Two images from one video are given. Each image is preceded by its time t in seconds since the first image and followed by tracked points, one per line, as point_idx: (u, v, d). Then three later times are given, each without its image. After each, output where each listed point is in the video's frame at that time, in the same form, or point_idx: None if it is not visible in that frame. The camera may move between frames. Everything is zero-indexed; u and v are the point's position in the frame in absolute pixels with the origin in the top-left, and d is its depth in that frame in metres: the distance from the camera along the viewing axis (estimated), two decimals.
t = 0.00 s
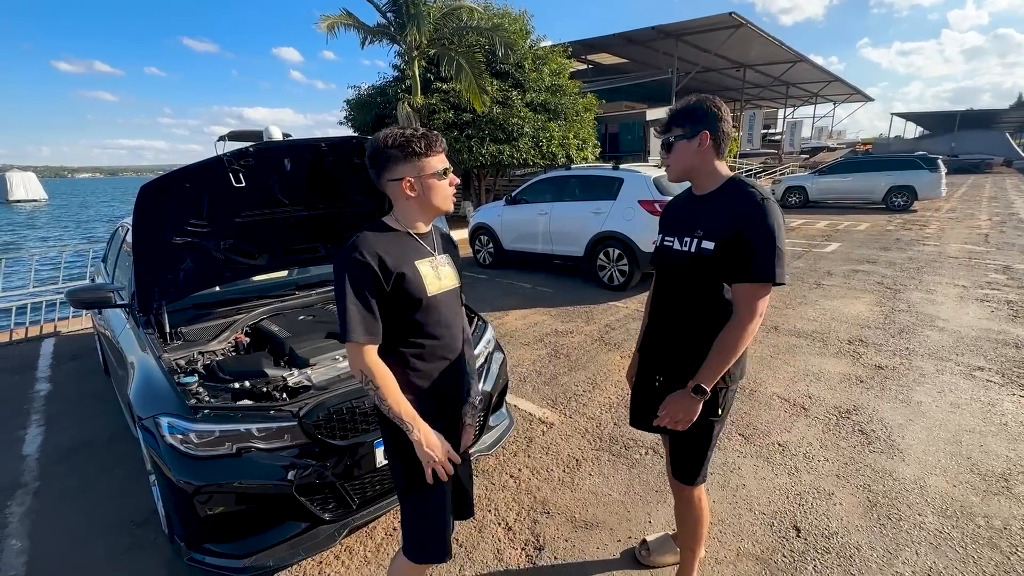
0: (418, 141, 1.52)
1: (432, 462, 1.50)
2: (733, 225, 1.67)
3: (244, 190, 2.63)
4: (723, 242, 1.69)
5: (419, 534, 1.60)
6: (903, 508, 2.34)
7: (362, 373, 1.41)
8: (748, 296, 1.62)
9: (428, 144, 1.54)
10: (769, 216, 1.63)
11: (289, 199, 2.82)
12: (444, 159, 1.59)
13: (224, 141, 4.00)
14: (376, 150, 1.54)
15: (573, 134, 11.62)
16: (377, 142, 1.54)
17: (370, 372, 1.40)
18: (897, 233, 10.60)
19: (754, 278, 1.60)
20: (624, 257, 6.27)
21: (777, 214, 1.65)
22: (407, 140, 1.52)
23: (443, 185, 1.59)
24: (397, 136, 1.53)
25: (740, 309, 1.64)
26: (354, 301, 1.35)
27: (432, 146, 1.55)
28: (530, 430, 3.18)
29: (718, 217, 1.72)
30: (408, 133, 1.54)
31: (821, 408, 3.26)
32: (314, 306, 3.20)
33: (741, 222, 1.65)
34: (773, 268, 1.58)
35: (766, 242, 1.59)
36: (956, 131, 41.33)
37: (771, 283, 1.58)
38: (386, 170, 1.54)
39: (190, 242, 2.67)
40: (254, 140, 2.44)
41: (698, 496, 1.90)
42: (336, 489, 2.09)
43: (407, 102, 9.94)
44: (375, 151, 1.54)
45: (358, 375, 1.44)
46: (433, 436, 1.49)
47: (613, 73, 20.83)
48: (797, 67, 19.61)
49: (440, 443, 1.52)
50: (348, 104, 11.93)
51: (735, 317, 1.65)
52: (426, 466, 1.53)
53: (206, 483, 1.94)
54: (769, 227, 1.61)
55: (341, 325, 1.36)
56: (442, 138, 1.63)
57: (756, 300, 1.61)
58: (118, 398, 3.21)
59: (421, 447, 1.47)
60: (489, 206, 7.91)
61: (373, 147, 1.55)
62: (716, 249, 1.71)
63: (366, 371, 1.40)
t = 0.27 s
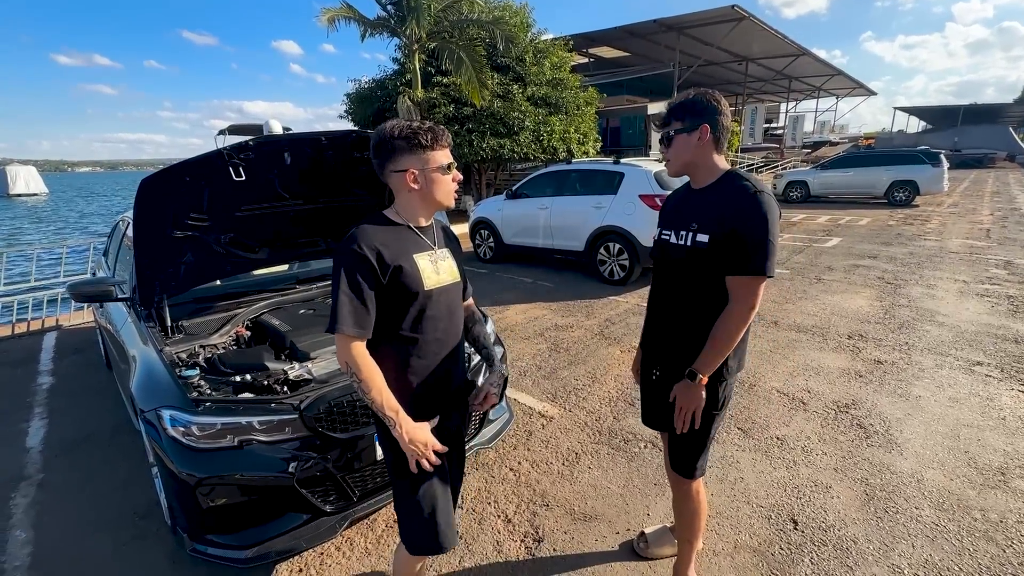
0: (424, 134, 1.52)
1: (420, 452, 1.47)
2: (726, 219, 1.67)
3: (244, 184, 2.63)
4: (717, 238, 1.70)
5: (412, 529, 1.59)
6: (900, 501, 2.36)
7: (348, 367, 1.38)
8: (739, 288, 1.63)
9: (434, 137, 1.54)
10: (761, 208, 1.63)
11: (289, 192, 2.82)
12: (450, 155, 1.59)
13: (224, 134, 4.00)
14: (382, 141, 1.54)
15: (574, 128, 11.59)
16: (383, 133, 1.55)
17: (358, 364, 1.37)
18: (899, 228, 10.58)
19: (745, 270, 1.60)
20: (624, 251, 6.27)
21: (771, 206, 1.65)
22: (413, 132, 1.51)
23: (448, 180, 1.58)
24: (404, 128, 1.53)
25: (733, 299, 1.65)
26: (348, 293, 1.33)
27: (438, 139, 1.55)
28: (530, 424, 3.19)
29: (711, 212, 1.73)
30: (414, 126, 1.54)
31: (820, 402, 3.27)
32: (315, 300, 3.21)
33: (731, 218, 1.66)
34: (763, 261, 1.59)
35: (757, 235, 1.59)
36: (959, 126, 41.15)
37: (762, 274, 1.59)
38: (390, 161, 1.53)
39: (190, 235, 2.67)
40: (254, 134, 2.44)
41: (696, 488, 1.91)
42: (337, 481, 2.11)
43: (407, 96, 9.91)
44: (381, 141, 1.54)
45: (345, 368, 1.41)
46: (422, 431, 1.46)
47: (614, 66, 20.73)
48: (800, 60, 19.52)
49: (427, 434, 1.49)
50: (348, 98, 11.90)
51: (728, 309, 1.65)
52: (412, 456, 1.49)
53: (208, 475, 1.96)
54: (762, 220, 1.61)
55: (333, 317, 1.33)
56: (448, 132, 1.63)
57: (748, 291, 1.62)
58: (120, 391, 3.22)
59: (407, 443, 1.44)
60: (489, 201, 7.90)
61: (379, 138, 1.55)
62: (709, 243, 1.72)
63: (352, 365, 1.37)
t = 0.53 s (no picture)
0: (423, 129, 1.49)
1: (404, 471, 1.45)
2: (738, 215, 1.65)
3: (244, 179, 2.63)
4: (728, 233, 1.67)
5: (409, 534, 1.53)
6: (899, 497, 2.36)
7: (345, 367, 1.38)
8: (753, 286, 1.62)
9: (433, 133, 1.51)
10: (771, 204, 1.62)
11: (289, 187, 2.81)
12: (447, 152, 1.57)
13: (224, 128, 3.99)
14: (379, 135, 1.51)
15: (576, 122, 11.54)
16: (380, 127, 1.51)
17: (353, 365, 1.36)
18: (901, 224, 10.54)
19: (759, 267, 1.59)
20: (625, 247, 6.26)
21: (779, 201, 1.64)
22: (412, 127, 1.49)
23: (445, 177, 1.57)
24: (402, 123, 1.51)
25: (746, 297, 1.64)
26: (345, 292, 1.33)
27: (437, 136, 1.52)
28: (530, 419, 3.20)
29: (721, 208, 1.70)
30: (412, 121, 1.51)
31: (820, 398, 3.27)
32: (316, 295, 3.21)
33: (743, 213, 1.64)
34: (778, 257, 1.58)
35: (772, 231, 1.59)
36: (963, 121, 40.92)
37: (775, 271, 1.59)
38: (388, 156, 1.50)
39: (190, 230, 2.67)
40: (254, 128, 2.43)
41: (695, 482, 1.91)
42: (338, 476, 2.12)
43: (408, 89, 9.87)
44: (377, 136, 1.51)
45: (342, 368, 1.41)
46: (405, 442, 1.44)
47: (616, 60, 20.62)
48: (803, 54, 19.39)
49: (416, 448, 1.47)
50: (349, 91, 11.86)
51: (741, 307, 1.64)
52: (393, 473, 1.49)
53: (210, 469, 1.97)
54: (772, 216, 1.60)
55: (331, 316, 1.33)
56: (447, 128, 1.61)
57: (761, 289, 1.61)
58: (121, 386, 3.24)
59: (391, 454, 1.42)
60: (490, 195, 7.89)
61: (376, 132, 1.52)
62: (720, 241, 1.69)
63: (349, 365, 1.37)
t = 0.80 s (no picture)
0: (414, 125, 1.44)
1: (395, 475, 1.42)
2: (748, 213, 1.64)
3: (244, 173, 2.62)
4: (738, 232, 1.66)
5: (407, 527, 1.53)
6: (897, 494, 2.37)
7: (342, 368, 1.36)
8: (763, 283, 1.63)
9: (425, 129, 1.46)
10: (776, 201, 1.63)
11: (289, 181, 2.80)
12: (439, 148, 1.50)
13: (225, 122, 3.99)
14: (369, 132, 1.46)
15: (578, 116, 11.49)
16: (371, 123, 1.47)
17: (350, 365, 1.34)
18: (903, 220, 10.51)
19: (770, 264, 1.60)
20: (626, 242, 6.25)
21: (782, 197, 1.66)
22: (403, 123, 1.44)
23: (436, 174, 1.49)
24: (393, 119, 1.45)
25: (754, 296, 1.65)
26: (341, 291, 1.30)
27: (429, 132, 1.47)
28: (530, 414, 3.20)
29: (729, 206, 1.68)
30: (404, 117, 1.46)
31: (819, 395, 3.28)
32: (316, 290, 3.21)
33: (751, 211, 1.64)
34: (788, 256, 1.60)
35: (780, 230, 1.60)
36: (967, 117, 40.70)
37: (784, 267, 1.60)
38: (378, 154, 1.45)
39: (190, 225, 2.66)
40: (254, 123, 2.42)
41: (696, 479, 1.91)
42: (338, 471, 2.12)
43: (409, 83, 9.84)
44: (368, 133, 1.46)
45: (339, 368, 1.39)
46: (401, 446, 1.41)
47: (619, 53, 20.52)
48: (807, 49, 19.27)
49: (409, 452, 1.44)
50: (350, 85, 11.82)
51: (750, 304, 1.66)
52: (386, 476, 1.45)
53: (209, 464, 1.98)
54: (779, 213, 1.62)
55: (326, 316, 1.31)
56: (441, 124, 1.56)
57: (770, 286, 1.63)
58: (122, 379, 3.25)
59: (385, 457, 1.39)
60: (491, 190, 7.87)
61: (367, 129, 1.47)
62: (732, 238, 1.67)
63: (346, 366, 1.35)
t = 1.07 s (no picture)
0: (406, 121, 1.40)
1: (387, 475, 1.40)
2: (746, 210, 1.65)
3: (243, 168, 2.61)
4: (736, 230, 1.67)
5: (402, 523, 1.53)
6: (893, 491, 2.38)
7: (338, 366, 1.34)
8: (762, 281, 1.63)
9: (418, 124, 1.41)
10: (775, 199, 1.63)
11: (288, 176, 2.80)
12: (433, 143, 1.44)
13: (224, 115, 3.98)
14: (361, 129, 1.42)
15: (579, 111, 11.45)
16: (363, 119, 1.42)
17: (346, 364, 1.32)
18: (904, 218, 10.50)
19: (768, 262, 1.61)
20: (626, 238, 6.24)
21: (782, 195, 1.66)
22: (395, 119, 1.40)
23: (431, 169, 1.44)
24: (386, 114, 1.41)
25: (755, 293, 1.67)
26: (336, 289, 1.28)
27: (422, 127, 1.42)
28: (529, 410, 3.22)
29: (728, 203, 1.68)
30: (396, 113, 1.42)
31: (817, 392, 3.29)
32: (316, 285, 3.22)
33: (750, 208, 1.64)
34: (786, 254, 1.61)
35: (779, 228, 1.60)
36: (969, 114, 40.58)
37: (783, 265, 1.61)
38: (372, 150, 1.41)
39: (190, 219, 2.66)
40: (253, 117, 2.41)
41: (695, 473, 1.93)
42: (338, 465, 2.14)
43: (410, 77, 9.80)
44: (360, 129, 1.42)
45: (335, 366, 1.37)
46: (395, 445, 1.40)
47: (620, 48, 20.43)
48: (809, 44, 19.18)
49: (402, 453, 1.42)
50: (350, 78, 11.78)
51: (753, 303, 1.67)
52: (380, 475, 1.44)
53: (209, 458, 1.99)
54: (777, 211, 1.62)
55: (322, 314, 1.29)
56: (436, 118, 1.51)
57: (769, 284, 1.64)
58: (122, 373, 3.25)
59: (380, 456, 1.38)
60: (491, 185, 7.86)
61: (359, 125, 1.43)
62: (729, 235, 1.68)
63: (341, 364, 1.33)
